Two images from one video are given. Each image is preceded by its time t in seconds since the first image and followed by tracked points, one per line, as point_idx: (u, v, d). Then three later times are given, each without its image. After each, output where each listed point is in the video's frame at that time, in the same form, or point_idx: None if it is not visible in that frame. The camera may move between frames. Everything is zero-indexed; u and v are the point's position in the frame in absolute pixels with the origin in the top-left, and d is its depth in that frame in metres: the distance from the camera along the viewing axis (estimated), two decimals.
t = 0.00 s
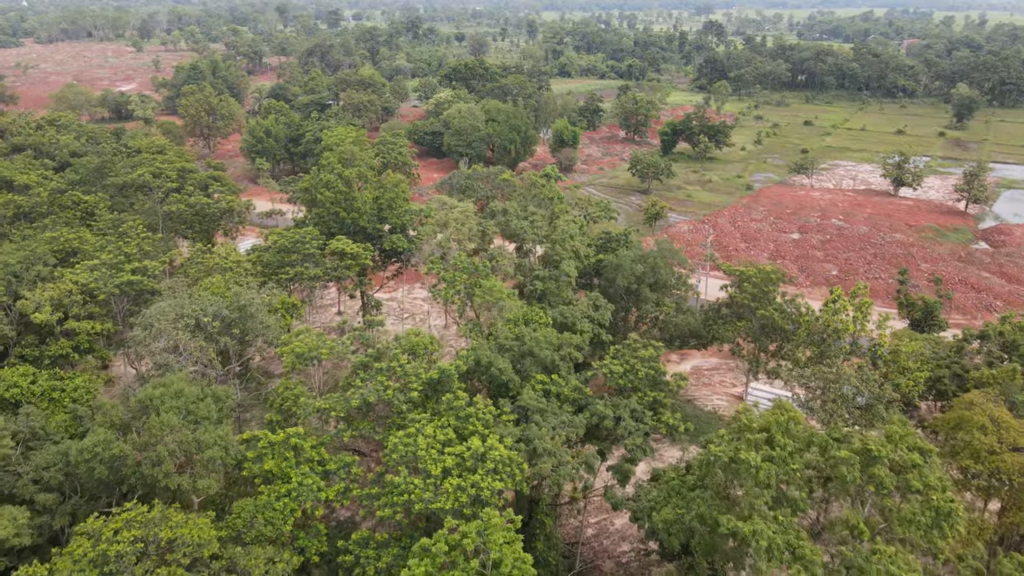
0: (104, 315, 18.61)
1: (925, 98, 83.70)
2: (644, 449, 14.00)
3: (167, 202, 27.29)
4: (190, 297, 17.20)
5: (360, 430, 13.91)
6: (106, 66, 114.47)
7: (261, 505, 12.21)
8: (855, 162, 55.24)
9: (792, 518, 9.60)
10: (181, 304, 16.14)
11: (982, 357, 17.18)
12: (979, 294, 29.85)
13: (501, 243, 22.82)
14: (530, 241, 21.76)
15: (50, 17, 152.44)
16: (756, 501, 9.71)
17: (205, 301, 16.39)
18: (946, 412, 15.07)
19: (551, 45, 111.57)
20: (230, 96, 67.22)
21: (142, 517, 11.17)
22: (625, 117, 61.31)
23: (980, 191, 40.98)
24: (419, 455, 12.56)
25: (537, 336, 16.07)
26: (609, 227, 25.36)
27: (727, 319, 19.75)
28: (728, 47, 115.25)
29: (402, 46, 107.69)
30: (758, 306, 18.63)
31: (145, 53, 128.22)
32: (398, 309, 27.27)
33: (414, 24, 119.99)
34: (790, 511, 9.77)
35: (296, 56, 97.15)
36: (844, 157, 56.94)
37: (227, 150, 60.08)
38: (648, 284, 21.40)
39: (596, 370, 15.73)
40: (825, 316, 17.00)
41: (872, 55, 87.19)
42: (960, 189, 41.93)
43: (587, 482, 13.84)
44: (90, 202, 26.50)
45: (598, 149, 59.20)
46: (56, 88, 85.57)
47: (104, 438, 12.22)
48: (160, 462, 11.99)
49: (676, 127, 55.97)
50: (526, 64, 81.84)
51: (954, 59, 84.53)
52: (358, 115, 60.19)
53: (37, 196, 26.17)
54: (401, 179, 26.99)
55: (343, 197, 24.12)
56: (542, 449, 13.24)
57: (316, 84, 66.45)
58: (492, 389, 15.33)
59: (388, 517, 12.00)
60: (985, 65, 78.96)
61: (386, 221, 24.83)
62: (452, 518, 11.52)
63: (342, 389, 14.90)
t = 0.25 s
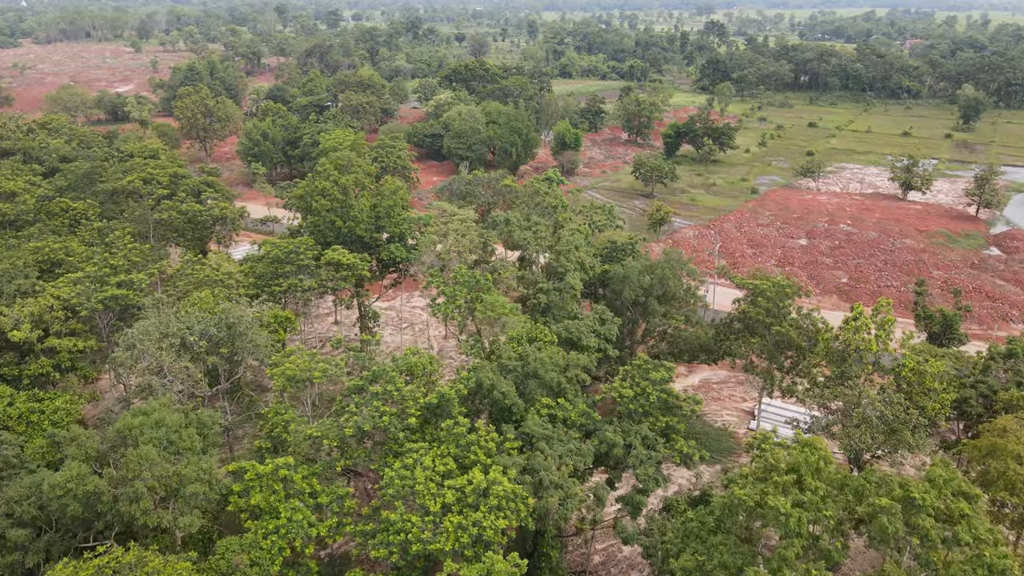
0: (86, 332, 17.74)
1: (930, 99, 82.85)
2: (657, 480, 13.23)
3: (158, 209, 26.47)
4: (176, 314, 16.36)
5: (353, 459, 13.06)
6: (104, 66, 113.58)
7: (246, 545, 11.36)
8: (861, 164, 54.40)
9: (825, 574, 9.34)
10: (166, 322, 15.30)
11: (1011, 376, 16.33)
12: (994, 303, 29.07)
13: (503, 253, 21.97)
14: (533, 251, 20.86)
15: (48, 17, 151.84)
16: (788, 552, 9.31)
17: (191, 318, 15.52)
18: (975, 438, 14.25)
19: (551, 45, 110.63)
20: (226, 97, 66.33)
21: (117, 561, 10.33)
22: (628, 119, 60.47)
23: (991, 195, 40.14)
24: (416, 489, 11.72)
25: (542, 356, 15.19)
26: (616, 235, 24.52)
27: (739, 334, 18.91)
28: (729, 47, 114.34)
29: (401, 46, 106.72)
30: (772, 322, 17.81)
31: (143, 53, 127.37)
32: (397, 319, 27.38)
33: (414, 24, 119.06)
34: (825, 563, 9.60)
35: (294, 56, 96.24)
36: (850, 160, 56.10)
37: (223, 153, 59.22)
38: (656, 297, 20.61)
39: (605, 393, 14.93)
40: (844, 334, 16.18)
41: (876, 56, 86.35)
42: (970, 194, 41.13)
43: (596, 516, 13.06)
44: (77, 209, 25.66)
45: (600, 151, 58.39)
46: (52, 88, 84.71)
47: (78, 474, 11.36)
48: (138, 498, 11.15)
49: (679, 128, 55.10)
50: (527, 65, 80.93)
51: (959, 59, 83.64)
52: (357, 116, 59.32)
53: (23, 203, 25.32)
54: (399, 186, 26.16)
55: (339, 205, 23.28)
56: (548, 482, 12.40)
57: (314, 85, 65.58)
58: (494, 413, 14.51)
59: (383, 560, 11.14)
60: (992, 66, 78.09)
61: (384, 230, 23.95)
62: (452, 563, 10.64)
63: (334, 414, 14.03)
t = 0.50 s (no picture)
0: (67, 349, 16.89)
1: (935, 100, 82.02)
2: (671, 514, 12.44)
3: (149, 217, 25.65)
4: (160, 332, 15.52)
5: (347, 492, 12.23)
6: (101, 67, 112.65)
7: None
8: (868, 167, 53.60)
9: None
10: (149, 342, 14.46)
11: None
12: (1010, 312, 28.29)
13: (506, 264, 21.16)
14: (536, 263, 20.00)
15: (46, 17, 150.90)
16: None
17: (176, 337, 14.68)
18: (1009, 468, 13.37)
19: (552, 45, 109.66)
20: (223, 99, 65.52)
21: None
22: (630, 121, 59.63)
23: (1002, 200, 39.32)
24: (414, 529, 10.88)
25: (548, 377, 14.35)
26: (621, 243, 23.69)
27: (753, 350, 18.06)
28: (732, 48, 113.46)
29: (401, 47, 105.76)
30: (789, 340, 16.94)
31: (141, 54, 126.46)
32: (395, 329, 27.17)
33: (413, 24, 118.13)
34: None
35: (293, 57, 95.33)
36: (856, 162, 55.30)
37: (220, 155, 58.36)
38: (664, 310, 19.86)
39: (614, 418, 14.13)
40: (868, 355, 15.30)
41: (880, 56, 85.54)
42: (981, 198, 40.32)
43: (606, 553, 12.25)
44: (65, 217, 24.84)
45: (602, 153, 57.58)
46: (48, 89, 83.84)
47: (47, 514, 10.50)
48: (111, 541, 10.35)
49: (683, 130, 54.28)
50: (528, 66, 80.07)
51: (964, 60, 82.83)
52: (356, 118, 58.46)
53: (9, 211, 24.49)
54: (397, 193, 25.32)
55: (335, 213, 22.46)
56: (555, 520, 11.57)
57: (313, 87, 64.75)
58: (496, 440, 13.69)
59: None
60: (998, 67, 77.26)
61: (381, 239, 23.14)
62: None
63: (326, 442, 13.20)
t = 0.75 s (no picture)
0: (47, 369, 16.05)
1: (940, 102, 81.15)
2: (686, 554, 11.69)
3: (139, 225, 24.81)
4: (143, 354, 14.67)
5: (340, 528, 11.34)
6: (99, 68, 111.73)
7: None
8: (875, 170, 52.75)
9: None
10: (131, 364, 13.63)
11: None
12: None
13: (508, 276, 20.34)
14: (541, 275, 19.18)
15: (44, 17, 150.03)
16: None
17: (160, 359, 13.85)
18: None
19: (553, 46, 108.70)
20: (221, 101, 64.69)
21: None
22: (633, 123, 58.76)
23: (1015, 205, 38.47)
24: None
25: (554, 403, 13.52)
26: (627, 253, 22.85)
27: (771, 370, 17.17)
28: (734, 48, 112.56)
29: (400, 47, 104.79)
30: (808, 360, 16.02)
31: (139, 54, 125.52)
32: (392, 340, 26.83)
33: (413, 24, 117.21)
34: None
35: (291, 58, 94.45)
36: (862, 165, 54.44)
37: (217, 158, 57.52)
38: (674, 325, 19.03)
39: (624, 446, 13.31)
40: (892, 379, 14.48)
41: (885, 57, 84.65)
42: (993, 203, 39.46)
43: None
44: (52, 226, 24.02)
45: (604, 156, 56.76)
46: (44, 91, 82.99)
47: (12, 561, 9.67)
48: None
49: (687, 133, 53.44)
50: (528, 67, 79.14)
51: (970, 61, 81.94)
52: (354, 121, 57.60)
53: None
54: (395, 201, 24.47)
55: (331, 223, 21.64)
56: (563, 563, 10.76)
57: (311, 88, 63.90)
58: (498, 470, 12.91)
59: None
60: (1005, 68, 76.37)
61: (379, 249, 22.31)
62: None
63: (318, 474, 12.38)
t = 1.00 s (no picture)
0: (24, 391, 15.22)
1: (946, 103, 80.26)
2: None
3: (128, 234, 23.96)
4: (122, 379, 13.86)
5: (330, 573, 10.40)
6: (96, 69, 110.80)
7: None
8: (882, 173, 51.90)
9: None
10: (109, 391, 12.79)
11: None
12: None
13: (510, 290, 19.51)
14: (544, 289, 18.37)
15: (42, 17, 149.19)
16: None
17: (141, 385, 13.01)
18: None
19: (554, 46, 107.78)
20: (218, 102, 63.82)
21: None
22: (635, 125, 57.89)
23: None
24: None
25: (561, 432, 12.71)
26: (634, 264, 22.01)
27: (788, 391, 16.29)
28: (737, 48, 111.58)
29: (400, 47, 103.83)
30: (828, 383, 15.11)
31: (137, 55, 124.62)
32: (390, 351, 26.33)
33: (413, 24, 116.31)
34: None
35: (290, 59, 93.57)
36: (869, 168, 53.58)
37: (213, 161, 56.66)
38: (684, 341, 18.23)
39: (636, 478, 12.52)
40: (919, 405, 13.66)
41: (889, 58, 83.75)
42: (1005, 208, 38.61)
43: None
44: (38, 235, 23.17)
45: (607, 159, 55.92)
46: (39, 92, 82.07)
47: None
48: None
49: (690, 135, 52.58)
50: (529, 67, 78.29)
51: (976, 61, 81.03)
52: (353, 123, 56.74)
53: None
54: (393, 210, 23.66)
55: (326, 233, 20.80)
56: None
57: (309, 90, 63.02)
58: (502, 505, 12.11)
59: None
60: (1011, 68, 75.46)
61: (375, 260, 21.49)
62: None
63: (308, 511, 11.55)
